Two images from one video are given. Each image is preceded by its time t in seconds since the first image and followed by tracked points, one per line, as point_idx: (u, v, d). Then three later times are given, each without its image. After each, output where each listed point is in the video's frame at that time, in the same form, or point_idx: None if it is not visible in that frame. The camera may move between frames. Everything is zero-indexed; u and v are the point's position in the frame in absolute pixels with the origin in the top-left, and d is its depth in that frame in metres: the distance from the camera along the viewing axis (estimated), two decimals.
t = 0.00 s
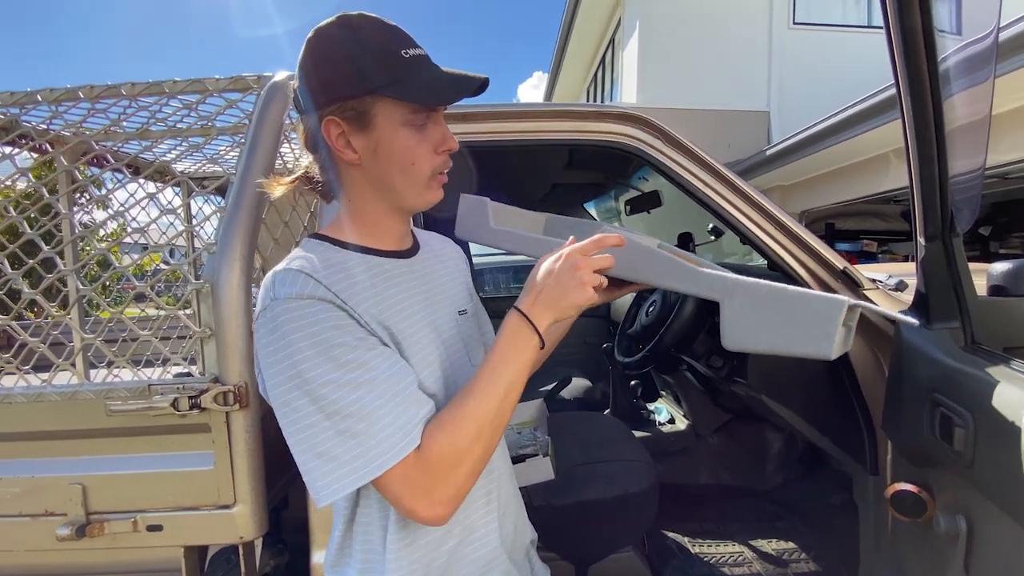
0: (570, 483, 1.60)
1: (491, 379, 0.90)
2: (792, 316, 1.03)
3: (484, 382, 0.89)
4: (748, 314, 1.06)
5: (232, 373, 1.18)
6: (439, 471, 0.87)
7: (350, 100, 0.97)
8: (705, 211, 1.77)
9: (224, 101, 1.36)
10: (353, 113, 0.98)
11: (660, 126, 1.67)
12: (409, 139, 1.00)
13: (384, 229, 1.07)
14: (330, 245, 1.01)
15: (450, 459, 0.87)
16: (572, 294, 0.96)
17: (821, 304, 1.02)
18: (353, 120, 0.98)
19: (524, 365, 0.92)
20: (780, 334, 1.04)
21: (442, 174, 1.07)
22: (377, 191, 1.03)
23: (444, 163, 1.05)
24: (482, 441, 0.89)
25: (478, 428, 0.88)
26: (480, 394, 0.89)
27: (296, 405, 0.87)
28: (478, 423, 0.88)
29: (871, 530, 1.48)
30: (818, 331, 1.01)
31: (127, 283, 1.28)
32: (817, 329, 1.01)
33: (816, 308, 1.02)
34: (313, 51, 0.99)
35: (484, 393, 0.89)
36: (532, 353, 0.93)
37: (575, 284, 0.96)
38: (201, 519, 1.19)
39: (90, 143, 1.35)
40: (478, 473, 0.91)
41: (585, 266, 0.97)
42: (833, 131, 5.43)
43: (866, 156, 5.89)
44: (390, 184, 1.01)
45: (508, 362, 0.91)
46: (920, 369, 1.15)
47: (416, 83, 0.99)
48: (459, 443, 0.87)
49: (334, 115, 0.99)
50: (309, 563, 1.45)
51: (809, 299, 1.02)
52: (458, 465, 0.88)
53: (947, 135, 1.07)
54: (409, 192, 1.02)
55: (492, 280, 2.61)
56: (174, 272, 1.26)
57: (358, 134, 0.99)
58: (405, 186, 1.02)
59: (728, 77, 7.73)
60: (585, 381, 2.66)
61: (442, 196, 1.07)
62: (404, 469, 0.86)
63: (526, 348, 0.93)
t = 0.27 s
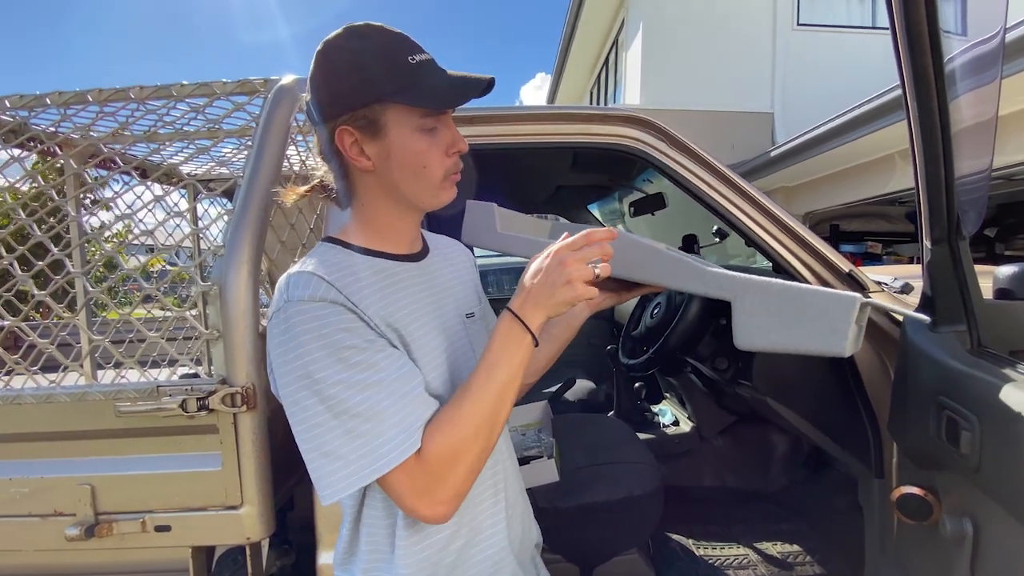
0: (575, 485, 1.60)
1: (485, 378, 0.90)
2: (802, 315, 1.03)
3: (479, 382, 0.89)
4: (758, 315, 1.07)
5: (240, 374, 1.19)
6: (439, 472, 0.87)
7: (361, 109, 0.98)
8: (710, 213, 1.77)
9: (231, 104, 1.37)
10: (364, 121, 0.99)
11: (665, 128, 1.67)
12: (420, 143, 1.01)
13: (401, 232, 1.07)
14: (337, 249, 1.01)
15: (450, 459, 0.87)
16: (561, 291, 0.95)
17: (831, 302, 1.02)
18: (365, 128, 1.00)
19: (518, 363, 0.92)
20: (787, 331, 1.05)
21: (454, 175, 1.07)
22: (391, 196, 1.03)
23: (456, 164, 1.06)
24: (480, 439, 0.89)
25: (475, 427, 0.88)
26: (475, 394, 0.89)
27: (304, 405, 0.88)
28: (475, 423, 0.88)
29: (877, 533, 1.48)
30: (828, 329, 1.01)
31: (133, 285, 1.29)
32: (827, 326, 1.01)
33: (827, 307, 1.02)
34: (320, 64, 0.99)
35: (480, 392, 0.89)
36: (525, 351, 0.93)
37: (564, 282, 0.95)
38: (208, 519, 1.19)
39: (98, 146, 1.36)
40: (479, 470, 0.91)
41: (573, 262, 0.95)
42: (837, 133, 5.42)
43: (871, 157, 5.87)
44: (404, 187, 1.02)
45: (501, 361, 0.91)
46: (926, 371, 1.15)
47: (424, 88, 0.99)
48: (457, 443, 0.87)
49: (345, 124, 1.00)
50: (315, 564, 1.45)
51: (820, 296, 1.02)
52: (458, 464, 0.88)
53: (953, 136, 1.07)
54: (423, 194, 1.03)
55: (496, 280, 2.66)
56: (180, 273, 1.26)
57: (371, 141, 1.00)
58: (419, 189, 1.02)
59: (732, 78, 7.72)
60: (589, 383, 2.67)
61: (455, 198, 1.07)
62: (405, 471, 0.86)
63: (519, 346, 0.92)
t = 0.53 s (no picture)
0: (580, 486, 1.61)
1: (480, 381, 0.90)
2: (809, 321, 1.04)
3: (474, 385, 0.90)
4: (765, 319, 1.07)
5: (247, 375, 1.19)
6: (437, 476, 0.88)
7: (366, 113, 0.99)
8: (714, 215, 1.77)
9: (238, 106, 1.37)
10: (369, 126, 1.00)
11: (669, 130, 1.67)
12: (424, 148, 1.01)
13: (403, 236, 1.08)
14: (344, 253, 1.02)
15: (447, 462, 0.88)
16: (556, 291, 0.95)
17: (838, 308, 1.02)
18: (370, 132, 1.00)
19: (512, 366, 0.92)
20: (795, 336, 1.05)
21: (457, 179, 1.08)
22: (394, 200, 1.04)
23: (459, 168, 1.06)
24: (477, 442, 0.90)
25: (471, 431, 0.88)
26: (470, 398, 0.89)
27: (307, 407, 0.88)
28: (470, 425, 0.88)
29: (882, 536, 1.48)
30: (836, 335, 1.02)
31: (139, 285, 1.32)
32: (836, 333, 1.02)
33: (834, 313, 1.02)
34: (326, 70, 1.00)
35: (475, 395, 0.89)
36: (519, 353, 0.93)
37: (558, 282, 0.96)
38: (215, 519, 1.20)
39: (106, 147, 1.37)
40: (476, 471, 0.92)
41: (566, 259, 0.95)
42: (841, 134, 5.41)
43: (875, 158, 5.85)
44: (408, 191, 1.02)
45: (495, 363, 0.91)
46: (930, 374, 1.15)
47: (429, 94, 1.00)
48: (454, 446, 0.88)
49: (350, 129, 1.00)
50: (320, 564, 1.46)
51: (830, 303, 1.03)
52: (455, 467, 0.89)
53: (958, 137, 1.06)
54: (426, 199, 1.03)
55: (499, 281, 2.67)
56: (186, 274, 1.27)
57: (375, 145, 1.01)
58: (422, 193, 1.03)
59: (736, 80, 7.72)
60: (592, 384, 2.67)
61: (458, 202, 1.08)
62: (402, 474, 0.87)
63: (513, 348, 0.93)
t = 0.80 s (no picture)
0: (582, 487, 1.61)
1: (485, 389, 0.89)
2: (814, 326, 1.03)
3: (479, 393, 0.89)
4: (771, 322, 1.06)
5: (252, 375, 1.20)
6: (436, 481, 0.88)
7: (369, 114, 0.99)
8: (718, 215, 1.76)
9: (243, 107, 1.38)
10: (372, 126, 1.00)
11: (673, 130, 1.67)
12: (426, 149, 1.01)
13: (402, 237, 1.08)
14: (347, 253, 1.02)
15: (446, 469, 0.88)
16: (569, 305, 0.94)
17: (844, 312, 1.01)
18: (373, 132, 1.00)
19: (516, 375, 0.92)
20: (800, 339, 1.04)
21: (458, 183, 1.08)
22: (394, 200, 1.04)
23: (460, 171, 1.06)
24: (476, 450, 0.89)
25: (472, 440, 0.88)
26: (475, 405, 0.89)
27: (304, 407, 0.88)
28: (473, 434, 0.88)
29: (886, 538, 1.47)
30: (842, 339, 1.01)
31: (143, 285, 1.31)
32: (841, 336, 1.01)
33: (840, 318, 1.01)
34: (335, 70, 1.00)
35: (480, 403, 0.89)
36: (526, 366, 0.93)
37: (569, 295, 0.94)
38: (219, 518, 1.20)
39: (111, 148, 1.38)
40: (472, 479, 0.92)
41: (581, 273, 0.93)
42: (846, 134, 5.39)
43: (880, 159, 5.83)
44: (409, 192, 1.02)
45: (501, 373, 0.91)
46: (936, 375, 1.15)
47: (433, 97, 1.00)
48: (454, 454, 0.87)
49: (354, 128, 1.01)
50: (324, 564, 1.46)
51: (835, 305, 1.02)
52: (454, 474, 0.89)
53: (964, 138, 1.06)
54: (427, 201, 1.03)
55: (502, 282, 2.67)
56: (190, 274, 1.27)
57: (378, 146, 1.01)
58: (422, 194, 1.03)
59: (739, 80, 7.70)
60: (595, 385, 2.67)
61: (458, 205, 1.08)
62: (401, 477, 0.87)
63: (519, 358, 0.92)
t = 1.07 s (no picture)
0: (585, 487, 1.60)
1: (504, 405, 0.90)
2: (817, 324, 1.03)
3: (498, 408, 0.90)
4: (774, 320, 1.06)
5: (254, 374, 1.20)
6: (443, 487, 0.88)
7: (369, 113, 0.99)
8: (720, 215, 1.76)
9: (245, 107, 1.38)
10: (372, 125, 1.00)
11: (676, 130, 1.67)
12: (425, 149, 1.01)
13: (401, 237, 1.07)
14: (349, 253, 1.02)
15: (455, 477, 0.88)
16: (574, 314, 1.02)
17: (848, 311, 1.01)
18: (373, 131, 1.00)
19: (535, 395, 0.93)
20: (803, 337, 1.04)
21: (458, 183, 1.07)
22: (393, 200, 1.04)
23: (460, 171, 1.06)
24: (487, 463, 0.90)
25: (486, 454, 0.89)
26: (494, 419, 0.89)
27: (304, 405, 0.88)
28: (487, 449, 0.88)
29: (890, 540, 1.47)
30: (846, 335, 1.01)
31: (147, 285, 1.31)
32: (844, 334, 1.01)
33: (844, 315, 1.01)
34: (336, 69, 1.00)
35: (499, 418, 0.90)
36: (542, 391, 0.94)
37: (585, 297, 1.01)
38: (221, 517, 1.20)
39: (114, 147, 1.38)
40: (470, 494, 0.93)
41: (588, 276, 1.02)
42: (849, 135, 5.37)
43: (884, 159, 5.81)
44: (408, 191, 1.02)
45: (520, 396, 0.92)
46: (941, 375, 1.14)
47: (433, 96, 1.00)
48: (466, 465, 0.88)
49: (353, 127, 1.01)
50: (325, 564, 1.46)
51: (838, 303, 1.02)
52: (460, 484, 0.89)
53: (970, 138, 1.06)
54: (426, 200, 1.03)
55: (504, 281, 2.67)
56: (193, 274, 1.27)
57: (378, 145, 1.01)
58: (420, 194, 1.02)
59: (743, 80, 7.68)
60: (597, 385, 2.67)
61: (458, 205, 1.07)
62: (411, 480, 0.87)
63: (539, 379, 0.94)
